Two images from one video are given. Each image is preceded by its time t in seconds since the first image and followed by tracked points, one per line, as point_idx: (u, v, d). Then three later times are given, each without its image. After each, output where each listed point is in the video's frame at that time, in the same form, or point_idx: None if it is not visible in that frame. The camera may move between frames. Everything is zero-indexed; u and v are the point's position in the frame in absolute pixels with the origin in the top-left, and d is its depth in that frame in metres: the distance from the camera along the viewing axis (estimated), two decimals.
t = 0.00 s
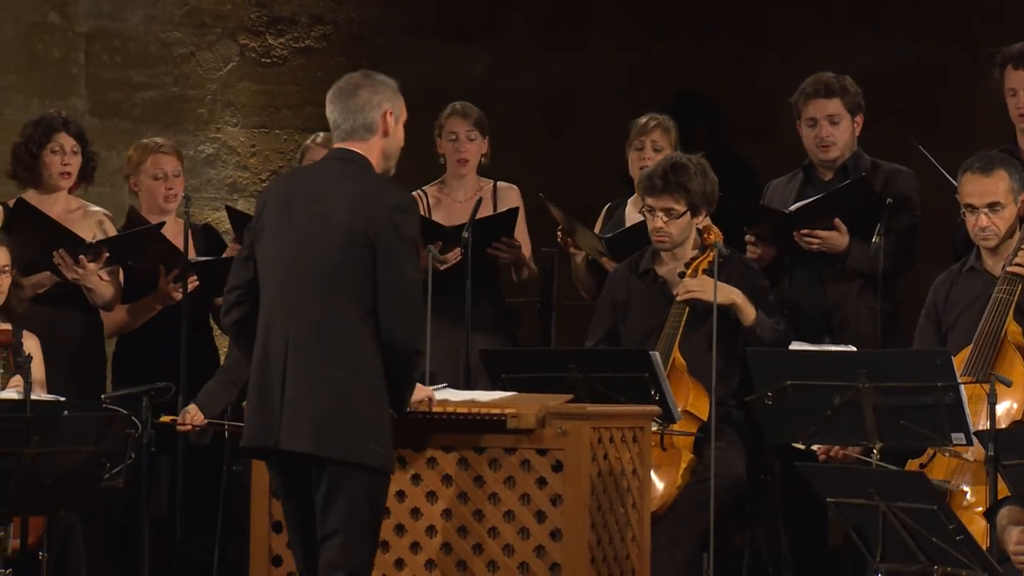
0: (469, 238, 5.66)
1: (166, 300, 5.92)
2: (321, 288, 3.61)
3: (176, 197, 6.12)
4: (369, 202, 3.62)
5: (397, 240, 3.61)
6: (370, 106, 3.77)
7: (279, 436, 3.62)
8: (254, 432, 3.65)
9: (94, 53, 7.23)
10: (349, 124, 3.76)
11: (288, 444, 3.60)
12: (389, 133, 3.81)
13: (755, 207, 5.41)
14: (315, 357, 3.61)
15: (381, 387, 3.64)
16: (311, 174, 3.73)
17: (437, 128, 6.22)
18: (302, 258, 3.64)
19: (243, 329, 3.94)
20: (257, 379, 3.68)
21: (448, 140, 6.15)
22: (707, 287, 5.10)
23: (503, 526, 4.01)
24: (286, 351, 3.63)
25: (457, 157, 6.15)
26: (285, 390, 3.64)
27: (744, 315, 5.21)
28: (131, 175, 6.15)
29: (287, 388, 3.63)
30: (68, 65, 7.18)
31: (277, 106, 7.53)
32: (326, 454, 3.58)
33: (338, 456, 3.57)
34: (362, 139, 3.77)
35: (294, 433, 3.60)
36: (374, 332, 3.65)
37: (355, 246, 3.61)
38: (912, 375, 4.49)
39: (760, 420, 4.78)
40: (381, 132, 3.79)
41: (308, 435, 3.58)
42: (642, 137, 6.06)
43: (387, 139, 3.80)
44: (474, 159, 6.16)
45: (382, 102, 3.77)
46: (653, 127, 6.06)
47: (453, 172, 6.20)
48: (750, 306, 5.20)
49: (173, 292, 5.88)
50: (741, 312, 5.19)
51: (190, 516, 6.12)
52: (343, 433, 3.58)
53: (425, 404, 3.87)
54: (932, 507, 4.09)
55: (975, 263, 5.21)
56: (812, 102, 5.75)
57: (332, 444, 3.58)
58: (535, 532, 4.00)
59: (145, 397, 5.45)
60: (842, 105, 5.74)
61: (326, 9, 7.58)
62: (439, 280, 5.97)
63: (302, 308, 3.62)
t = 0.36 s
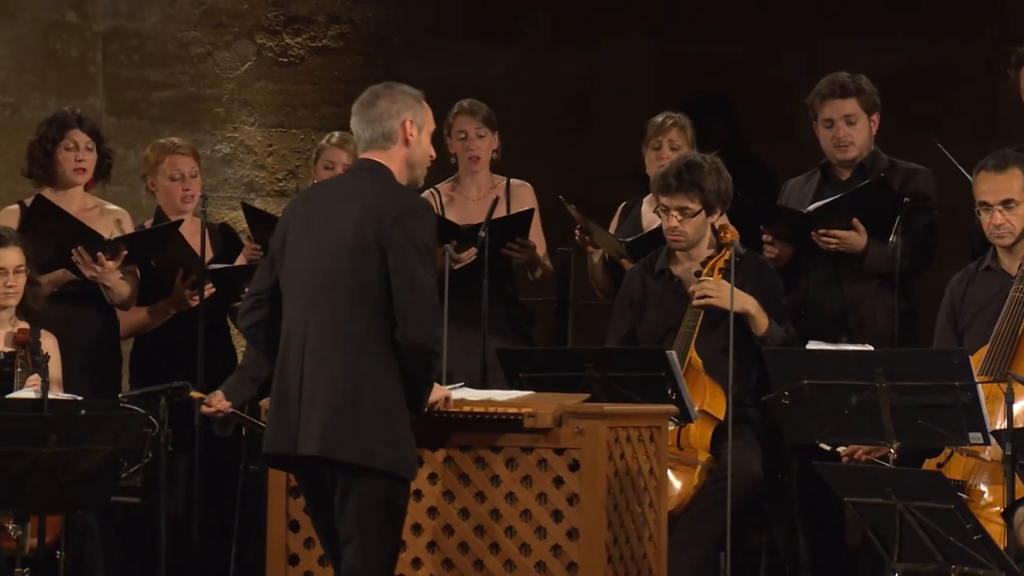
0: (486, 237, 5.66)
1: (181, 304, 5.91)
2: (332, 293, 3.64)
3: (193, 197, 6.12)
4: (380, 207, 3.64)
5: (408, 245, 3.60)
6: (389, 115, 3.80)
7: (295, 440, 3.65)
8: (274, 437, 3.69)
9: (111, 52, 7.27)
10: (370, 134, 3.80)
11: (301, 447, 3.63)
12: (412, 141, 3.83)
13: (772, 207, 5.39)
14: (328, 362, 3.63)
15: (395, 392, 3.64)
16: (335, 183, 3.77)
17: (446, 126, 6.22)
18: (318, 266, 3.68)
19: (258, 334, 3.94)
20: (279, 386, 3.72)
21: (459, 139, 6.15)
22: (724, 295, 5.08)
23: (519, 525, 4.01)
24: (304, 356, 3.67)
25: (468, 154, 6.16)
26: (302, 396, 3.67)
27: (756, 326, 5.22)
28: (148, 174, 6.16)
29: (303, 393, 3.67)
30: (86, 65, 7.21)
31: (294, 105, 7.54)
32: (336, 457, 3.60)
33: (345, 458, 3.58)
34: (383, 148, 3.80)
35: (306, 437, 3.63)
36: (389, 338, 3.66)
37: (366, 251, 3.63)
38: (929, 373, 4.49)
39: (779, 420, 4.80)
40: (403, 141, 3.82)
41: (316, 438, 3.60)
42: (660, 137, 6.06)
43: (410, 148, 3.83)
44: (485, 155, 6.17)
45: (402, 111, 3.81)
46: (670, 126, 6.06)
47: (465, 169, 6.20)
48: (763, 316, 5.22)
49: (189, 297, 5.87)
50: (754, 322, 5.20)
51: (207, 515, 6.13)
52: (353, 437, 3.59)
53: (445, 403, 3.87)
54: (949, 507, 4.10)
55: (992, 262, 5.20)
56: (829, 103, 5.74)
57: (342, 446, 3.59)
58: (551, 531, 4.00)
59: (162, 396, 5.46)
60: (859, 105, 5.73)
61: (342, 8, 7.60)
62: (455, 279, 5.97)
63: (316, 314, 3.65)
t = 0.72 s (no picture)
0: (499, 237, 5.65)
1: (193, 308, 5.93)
2: (348, 298, 3.65)
3: (206, 197, 6.13)
4: (393, 211, 3.66)
5: (418, 245, 3.61)
6: (404, 123, 3.82)
7: (316, 446, 3.67)
8: (297, 443, 3.71)
9: (124, 51, 7.25)
10: (385, 142, 3.82)
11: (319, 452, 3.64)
12: (428, 148, 3.84)
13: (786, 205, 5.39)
14: (343, 367, 3.64)
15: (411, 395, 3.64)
16: (356, 190, 3.79)
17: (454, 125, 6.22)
18: (336, 272, 3.70)
19: (271, 332, 3.96)
20: (301, 394, 3.73)
21: (467, 139, 6.15)
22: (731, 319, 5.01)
23: (533, 524, 4.02)
24: (323, 365, 3.68)
25: (476, 153, 6.16)
26: (322, 402, 3.68)
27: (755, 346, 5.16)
28: (161, 174, 6.17)
29: (323, 399, 3.68)
30: (99, 63, 7.19)
31: (307, 104, 7.56)
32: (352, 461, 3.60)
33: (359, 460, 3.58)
34: (398, 155, 3.81)
35: (325, 442, 3.64)
36: (404, 342, 3.66)
37: (381, 254, 3.65)
38: (944, 372, 4.48)
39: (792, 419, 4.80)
40: (419, 147, 3.83)
41: (332, 441, 3.61)
42: (671, 138, 6.06)
43: (426, 154, 3.84)
44: (493, 153, 6.17)
45: (416, 118, 3.82)
46: (681, 126, 6.06)
47: (475, 167, 6.20)
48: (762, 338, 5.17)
49: (203, 301, 5.87)
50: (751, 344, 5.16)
51: (222, 514, 6.13)
52: (365, 440, 3.60)
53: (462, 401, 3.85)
54: (962, 506, 4.10)
55: (1006, 261, 5.20)
56: (840, 103, 5.74)
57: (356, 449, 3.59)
58: (564, 530, 4.01)
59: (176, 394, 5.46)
60: (871, 104, 5.73)
61: (356, 8, 7.61)
62: (468, 278, 5.98)
63: (335, 321, 3.67)
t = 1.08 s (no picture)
0: (513, 235, 5.66)
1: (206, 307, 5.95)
2: (364, 291, 3.65)
3: (217, 197, 6.13)
4: (408, 204, 3.65)
5: (433, 236, 3.61)
6: (412, 113, 3.82)
7: (333, 440, 3.66)
8: (312, 437, 3.70)
9: (138, 49, 7.27)
10: (396, 133, 3.83)
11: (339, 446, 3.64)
12: (439, 134, 3.85)
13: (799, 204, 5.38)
14: (361, 361, 3.64)
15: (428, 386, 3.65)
16: (365, 181, 3.78)
17: (472, 126, 6.22)
18: (349, 266, 3.68)
19: (284, 321, 3.93)
20: (315, 387, 3.73)
21: (482, 140, 6.15)
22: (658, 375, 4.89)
23: (545, 523, 4.02)
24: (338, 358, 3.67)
25: (492, 153, 6.15)
26: (338, 397, 3.67)
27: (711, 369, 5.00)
28: (173, 174, 6.17)
29: (339, 393, 3.67)
30: (112, 62, 7.22)
31: (320, 102, 7.56)
32: (372, 455, 3.61)
33: (381, 454, 3.59)
34: (411, 145, 3.82)
35: (344, 436, 3.63)
36: (419, 334, 3.66)
37: (396, 247, 3.64)
38: (956, 369, 4.47)
39: (807, 416, 4.80)
40: (430, 135, 3.84)
41: (353, 435, 3.61)
42: (681, 136, 6.06)
43: (437, 141, 3.85)
44: (509, 151, 6.16)
45: (424, 107, 3.83)
46: (690, 125, 6.05)
47: (493, 166, 6.20)
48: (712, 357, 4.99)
49: (214, 300, 5.88)
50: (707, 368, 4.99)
51: (235, 512, 6.14)
52: (386, 433, 3.61)
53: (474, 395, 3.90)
54: (976, 504, 4.10)
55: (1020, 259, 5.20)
56: (851, 102, 5.73)
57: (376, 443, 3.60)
58: (577, 529, 4.01)
59: (189, 392, 5.47)
60: (883, 102, 5.72)
61: (370, 5, 7.62)
62: (481, 277, 5.98)
63: (350, 315, 3.66)
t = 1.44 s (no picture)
0: (527, 233, 5.66)
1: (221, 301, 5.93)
2: (380, 278, 3.64)
3: (230, 196, 6.14)
4: (423, 190, 3.64)
5: (450, 224, 3.60)
6: (416, 92, 3.82)
7: (349, 427, 3.66)
8: (327, 425, 3.70)
9: (152, 48, 7.28)
10: (402, 114, 3.83)
11: (357, 435, 3.64)
12: (445, 112, 3.85)
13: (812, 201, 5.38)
14: (379, 348, 3.63)
15: (445, 372, 3.66)
16: (374, 164, 3.76)
17: (490, 124, 6.22)
18: (363, 251, 3.67)
19: (298, 306, 3.90)
20: (328, 373, 3.72)
21: (501, 139, 6.14)
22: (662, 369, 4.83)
23: (560, 521, 4.03)
24: (353, 345, 3.67)
25: (512, 152, 6.15)
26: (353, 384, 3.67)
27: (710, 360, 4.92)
28: (187, 172, 6.18)
29: (355, 380, 3.67)
30: (126, 60, 7.22)
31: (335, 100, 7.54)
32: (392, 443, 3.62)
33: (403, 443, 3.60)
34: (418, 126, 3.82)
35: (362, 424, 3.64)
36: (435, 320, 3.67)
37: (412, 234, 3.63)
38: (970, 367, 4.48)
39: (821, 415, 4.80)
40: (436, 113, 3.84)
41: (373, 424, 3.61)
42: (693, 134, 6.05)
43: (444, 119, 3.85)
44: (529, 151, 6.16)
45: (429, 86, 3.82)
46: (702, 123, 6.06)
47: (514, 165, 6.20)
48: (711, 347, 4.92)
49: (229, 296, 5.87)
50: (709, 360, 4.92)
51: (250, 511, 6.14)
52: (407, 421, 3.61)
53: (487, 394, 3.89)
54: (990, 503, 4.10)
55: None
56: (865, 99, 5.73)
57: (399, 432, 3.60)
58: (592, 527, 4.01)
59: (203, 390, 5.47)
60: (896, 98, 5.71)
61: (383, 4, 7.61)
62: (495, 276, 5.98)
63: (366, 302, 3.65)
